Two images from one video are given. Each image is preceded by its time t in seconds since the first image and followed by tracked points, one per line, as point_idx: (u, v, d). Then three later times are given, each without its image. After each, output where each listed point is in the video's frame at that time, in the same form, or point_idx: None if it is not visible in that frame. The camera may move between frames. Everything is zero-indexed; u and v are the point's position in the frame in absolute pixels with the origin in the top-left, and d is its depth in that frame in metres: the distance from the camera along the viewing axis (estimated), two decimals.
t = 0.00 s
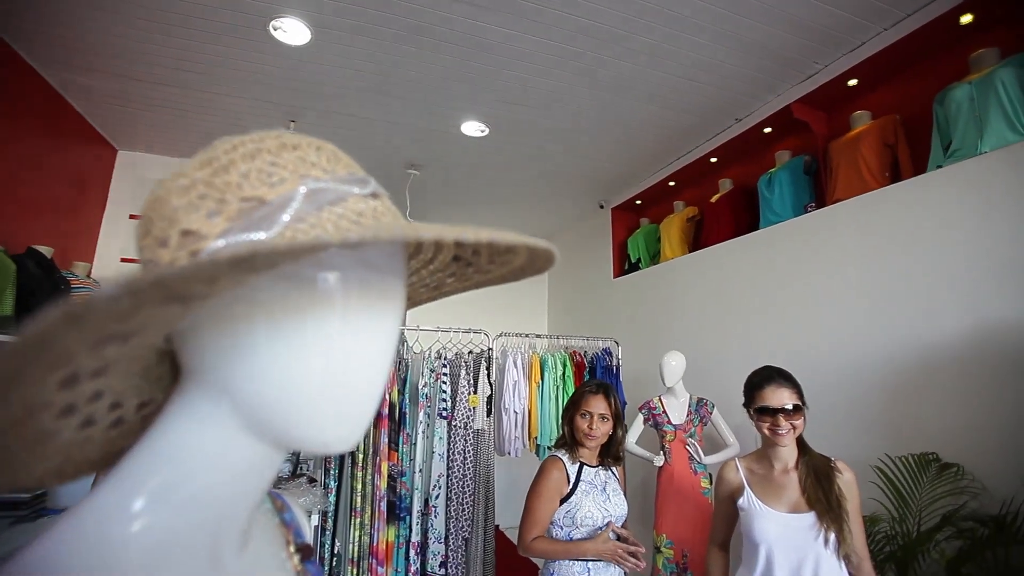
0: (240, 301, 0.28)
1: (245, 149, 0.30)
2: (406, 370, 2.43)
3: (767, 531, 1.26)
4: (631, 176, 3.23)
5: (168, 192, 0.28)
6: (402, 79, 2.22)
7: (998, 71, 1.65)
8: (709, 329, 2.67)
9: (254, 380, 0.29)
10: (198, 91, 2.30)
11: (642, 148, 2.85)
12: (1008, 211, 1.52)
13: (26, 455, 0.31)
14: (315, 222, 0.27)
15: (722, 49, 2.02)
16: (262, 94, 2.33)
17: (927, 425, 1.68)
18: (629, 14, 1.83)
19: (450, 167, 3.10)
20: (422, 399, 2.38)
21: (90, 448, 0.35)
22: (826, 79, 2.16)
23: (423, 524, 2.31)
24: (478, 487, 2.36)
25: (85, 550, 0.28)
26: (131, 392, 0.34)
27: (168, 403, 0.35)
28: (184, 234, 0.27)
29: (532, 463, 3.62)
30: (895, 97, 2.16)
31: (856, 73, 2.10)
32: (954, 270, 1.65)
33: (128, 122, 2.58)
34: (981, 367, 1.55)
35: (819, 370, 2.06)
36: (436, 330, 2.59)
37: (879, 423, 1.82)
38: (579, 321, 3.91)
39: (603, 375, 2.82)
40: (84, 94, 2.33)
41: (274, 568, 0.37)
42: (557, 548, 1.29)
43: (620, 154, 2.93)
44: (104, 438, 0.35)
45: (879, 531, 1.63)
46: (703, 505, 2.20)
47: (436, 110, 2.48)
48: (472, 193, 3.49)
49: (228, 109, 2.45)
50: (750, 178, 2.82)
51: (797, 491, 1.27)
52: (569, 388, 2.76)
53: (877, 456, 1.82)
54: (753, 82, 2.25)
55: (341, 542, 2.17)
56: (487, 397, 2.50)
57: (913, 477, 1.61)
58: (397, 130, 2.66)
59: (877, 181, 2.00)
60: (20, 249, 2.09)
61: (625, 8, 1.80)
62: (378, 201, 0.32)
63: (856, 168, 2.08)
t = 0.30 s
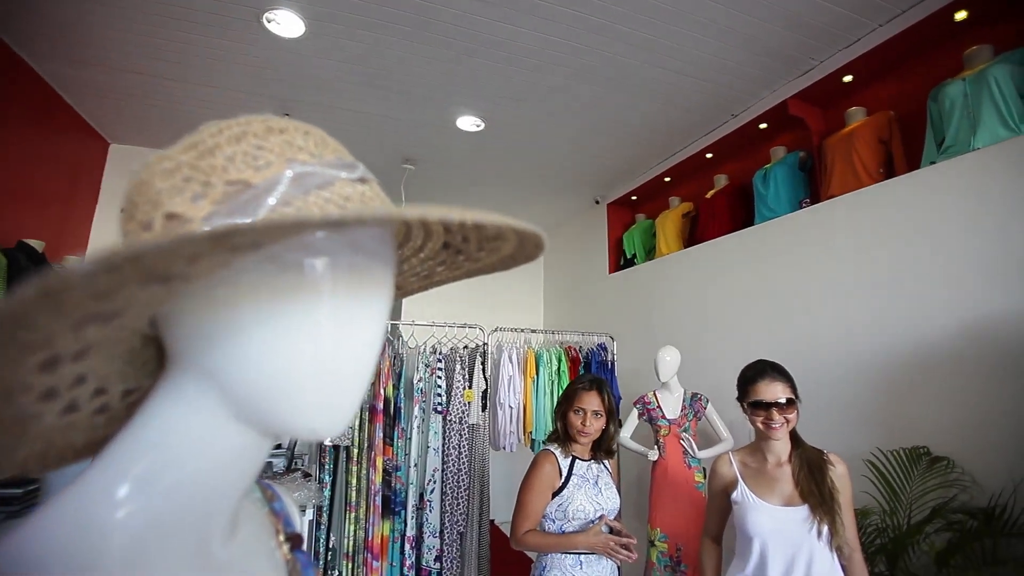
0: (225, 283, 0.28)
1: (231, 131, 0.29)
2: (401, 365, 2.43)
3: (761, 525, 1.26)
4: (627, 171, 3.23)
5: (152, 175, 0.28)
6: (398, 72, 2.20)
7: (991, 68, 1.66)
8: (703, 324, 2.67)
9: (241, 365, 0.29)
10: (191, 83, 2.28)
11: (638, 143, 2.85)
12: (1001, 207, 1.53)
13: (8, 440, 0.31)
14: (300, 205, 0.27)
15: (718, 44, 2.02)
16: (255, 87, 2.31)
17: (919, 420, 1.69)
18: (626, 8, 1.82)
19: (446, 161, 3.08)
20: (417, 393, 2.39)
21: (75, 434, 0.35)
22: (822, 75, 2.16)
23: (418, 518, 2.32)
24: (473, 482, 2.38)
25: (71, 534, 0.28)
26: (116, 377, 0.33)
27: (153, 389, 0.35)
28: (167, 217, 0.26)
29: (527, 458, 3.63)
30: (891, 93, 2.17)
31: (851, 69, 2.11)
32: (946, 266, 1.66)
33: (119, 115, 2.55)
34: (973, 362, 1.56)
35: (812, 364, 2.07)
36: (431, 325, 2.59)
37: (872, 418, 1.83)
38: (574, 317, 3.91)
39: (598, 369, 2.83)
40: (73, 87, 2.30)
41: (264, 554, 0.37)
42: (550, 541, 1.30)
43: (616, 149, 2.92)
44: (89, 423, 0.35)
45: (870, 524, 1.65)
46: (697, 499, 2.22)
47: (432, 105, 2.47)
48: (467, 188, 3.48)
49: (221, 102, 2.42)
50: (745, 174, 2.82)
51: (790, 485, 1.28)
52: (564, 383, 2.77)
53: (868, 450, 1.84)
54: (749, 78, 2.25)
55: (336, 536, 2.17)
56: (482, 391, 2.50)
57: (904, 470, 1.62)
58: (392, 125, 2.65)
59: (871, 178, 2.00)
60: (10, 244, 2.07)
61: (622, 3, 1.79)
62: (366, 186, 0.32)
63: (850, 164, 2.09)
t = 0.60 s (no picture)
0: (207, 268, 0.27)
1: (215, 114, 0.29)
2: (396, 360, 2.42)
3: (754, 516, 1.27)
4: (622, 167, 3.23)
5: (134, 158, 0.28)
6: (393, 67, 2.19)
7: (984, 65, 1.66)
8: (698, 320, 2.68)
9: (224, 351, 0.28)
10: (184, 77, 2.26)
11: (633, 139, 2.85)
12: (993, 203, 1.54)
13: None
14: (282, 187, 0.27)
15: (713, 39, 2.02)
16: (249, 81, 2.30)
17: (911, 414, 1.70)
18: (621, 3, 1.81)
19: (441, 157, 3.07)
20: (412, 389, 2.38)
21: (56, 420, 0.34)
22: (817, 71, 2.16)
23: (412, 514, 2.32)
24: (468, 478, 2.36)
25: (52, 522, 0.27)
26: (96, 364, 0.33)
27: (136, 377, 0.34)
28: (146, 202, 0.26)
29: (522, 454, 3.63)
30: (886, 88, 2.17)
31: (846, 66, 2.11)
32: (937, 262, 1.67)
33: (111, 109, 2.53)
34: (965, 357, 1.57)
35: (806, 360, 2.08)
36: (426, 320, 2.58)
37: (865, 412, 1.84)
38: (569, 313, 3.91)
39: (593, 365, 2.83)
40: (65, 81, 2.28)
41: (250, 543, 0.37)
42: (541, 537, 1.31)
43: (612, 145, 2.92)
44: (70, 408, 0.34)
45: (861, 518, 1.66)
46: (691, 493, 2.23)
47: (427, 100, 2.46)
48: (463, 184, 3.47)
49: (214, 96, 2.40)
50: (741, 170, 2.83)
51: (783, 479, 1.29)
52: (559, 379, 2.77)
53: (861, 445, 1.85)
54: (744, 74, 2.25)
55: (331, 531, 2.18)
56: (477, 387, 2.50)
57: (895, 464, 1.64)
58: (388, 120, 2.63)
59: (865, 174, 2.01)
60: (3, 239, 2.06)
61: None
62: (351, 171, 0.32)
63: (845, 160, 2.09)
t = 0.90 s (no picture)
0: (188, 252, 0.27)
1: (198, 97, 0.29)
2: (392, 356, 2.42)
3: (748, 510, 1.27)
4: (618, 163, 3.23)
5: (117, 142, 0.27)
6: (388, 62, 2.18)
7: (978, 61, 1.66)
8: (694, 316, 2.68)
9: (208, 336, 0.28)
10: (176, 72, 2.24)
11: (629, 135, 2.85)
12: (987, 198, 1.55)
13: None
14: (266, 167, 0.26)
15: (709, 34, 2.01)
16: (243, 76, 2.28)
17: (905, 409, 1.71)
18: None
19: (437, 153, 3.06)
20: (408, 385, 2.38)
21: (39, 407, 0.34)
22: (812, 67, 2.16)
23: (409, 509, 2.33)
24: (464, 473, 2.38)
25: (36, 506, 0.27)
26: (75, 349, 0.32)
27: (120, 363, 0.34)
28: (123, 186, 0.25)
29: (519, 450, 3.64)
30: (880, 83, 2.18)
31: (841, 62, 2.12)
32: (931, 257, 1.68)
33: (104, 105, 2.51)
34: (958, 351, 1.58)
35: (800, 355, 2.09)
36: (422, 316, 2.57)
37: (859, 407, 1.85)
38: (566, 310, 3.92)
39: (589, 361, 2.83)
40: (56, 77, 2.26)
41: (237, 531, 0.36)
42: (537, 533, 1.30)
43: (608, 141, 2.92)
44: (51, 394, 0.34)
45: (855, 511, 1.67)
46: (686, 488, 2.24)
47: (423, 95, 2.45)
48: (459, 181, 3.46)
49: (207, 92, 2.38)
50: (736, 166, 2.83)
51: (777, 472, 1.30)
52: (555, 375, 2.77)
53: (855, 439, 1.86)
54: (739, 69, 2.25)
55: (327, 527, 2.18)
56: (473, 382, 2.50)
57: (888, 458, 1.65)
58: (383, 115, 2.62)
59: (860, 170, 2.02)
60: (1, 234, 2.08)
61: None
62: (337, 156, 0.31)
63: (839, 156, 2.10)
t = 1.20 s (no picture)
0: (166, 232, 0.27)
1: (178, 78, 0.28)
2: (385, 352, 2.42)
3: (739, 503, 1.28)
4: (613, 160, 3.23)
5: (94, 121, 0.27)
6: (382, 57, 2.17)
7: (969, 60, 1.67)
8: (687, 313, 2.70)
9: (188, 316, 0.28)
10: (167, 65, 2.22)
11: (624, 132, 2.85)
12: (977, 195, 1.56)
13: None
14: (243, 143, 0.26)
15: (704, 31, 2.01)
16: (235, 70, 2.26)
17: (895, 404, 1.73)
18: None
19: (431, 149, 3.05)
20: (401, 380, 2.38)
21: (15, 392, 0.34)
22: (805, 65, 2.17)
23: (401, 505, 2.34)
24: (457, 469, 2.38)
25: (14, 488, 0.27)
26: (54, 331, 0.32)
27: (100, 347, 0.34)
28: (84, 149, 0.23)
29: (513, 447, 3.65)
30: (873, 81, 2.19)
31: (833, 60, 2.13)
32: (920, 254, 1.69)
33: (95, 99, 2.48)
34: (948, 347, 1.60)
35: (792, 352, 2.11)
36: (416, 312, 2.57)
37: (850, 403, 1.87)
38: (560, 307, 3.92)
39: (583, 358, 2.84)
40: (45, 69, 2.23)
41: (220, 518, 0.36)
42: (531, 528, 1.30)
43: (602, 138, 2.92)
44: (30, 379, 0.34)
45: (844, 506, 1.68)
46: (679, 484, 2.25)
47: (417, 91, 2.44)
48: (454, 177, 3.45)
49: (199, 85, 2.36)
50: (730, 164, 2.84)
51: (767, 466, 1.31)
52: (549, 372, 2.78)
53: (845, 435, 1.88)
54: (733, 67, 2.26)
55: (319, 523, 2.16)
56: (466, 378, 2.50)
57: (877, 453, 1.66)
58: (377, 111, 2.61)
59: (851, 168, 2.03)
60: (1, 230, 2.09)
61: None
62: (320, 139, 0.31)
63: (831, 154, 2.11)
